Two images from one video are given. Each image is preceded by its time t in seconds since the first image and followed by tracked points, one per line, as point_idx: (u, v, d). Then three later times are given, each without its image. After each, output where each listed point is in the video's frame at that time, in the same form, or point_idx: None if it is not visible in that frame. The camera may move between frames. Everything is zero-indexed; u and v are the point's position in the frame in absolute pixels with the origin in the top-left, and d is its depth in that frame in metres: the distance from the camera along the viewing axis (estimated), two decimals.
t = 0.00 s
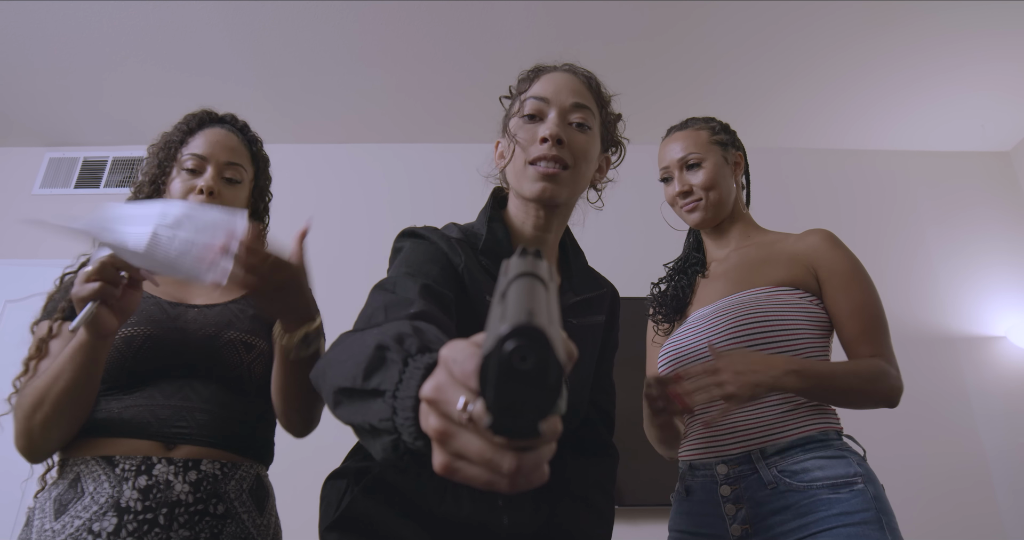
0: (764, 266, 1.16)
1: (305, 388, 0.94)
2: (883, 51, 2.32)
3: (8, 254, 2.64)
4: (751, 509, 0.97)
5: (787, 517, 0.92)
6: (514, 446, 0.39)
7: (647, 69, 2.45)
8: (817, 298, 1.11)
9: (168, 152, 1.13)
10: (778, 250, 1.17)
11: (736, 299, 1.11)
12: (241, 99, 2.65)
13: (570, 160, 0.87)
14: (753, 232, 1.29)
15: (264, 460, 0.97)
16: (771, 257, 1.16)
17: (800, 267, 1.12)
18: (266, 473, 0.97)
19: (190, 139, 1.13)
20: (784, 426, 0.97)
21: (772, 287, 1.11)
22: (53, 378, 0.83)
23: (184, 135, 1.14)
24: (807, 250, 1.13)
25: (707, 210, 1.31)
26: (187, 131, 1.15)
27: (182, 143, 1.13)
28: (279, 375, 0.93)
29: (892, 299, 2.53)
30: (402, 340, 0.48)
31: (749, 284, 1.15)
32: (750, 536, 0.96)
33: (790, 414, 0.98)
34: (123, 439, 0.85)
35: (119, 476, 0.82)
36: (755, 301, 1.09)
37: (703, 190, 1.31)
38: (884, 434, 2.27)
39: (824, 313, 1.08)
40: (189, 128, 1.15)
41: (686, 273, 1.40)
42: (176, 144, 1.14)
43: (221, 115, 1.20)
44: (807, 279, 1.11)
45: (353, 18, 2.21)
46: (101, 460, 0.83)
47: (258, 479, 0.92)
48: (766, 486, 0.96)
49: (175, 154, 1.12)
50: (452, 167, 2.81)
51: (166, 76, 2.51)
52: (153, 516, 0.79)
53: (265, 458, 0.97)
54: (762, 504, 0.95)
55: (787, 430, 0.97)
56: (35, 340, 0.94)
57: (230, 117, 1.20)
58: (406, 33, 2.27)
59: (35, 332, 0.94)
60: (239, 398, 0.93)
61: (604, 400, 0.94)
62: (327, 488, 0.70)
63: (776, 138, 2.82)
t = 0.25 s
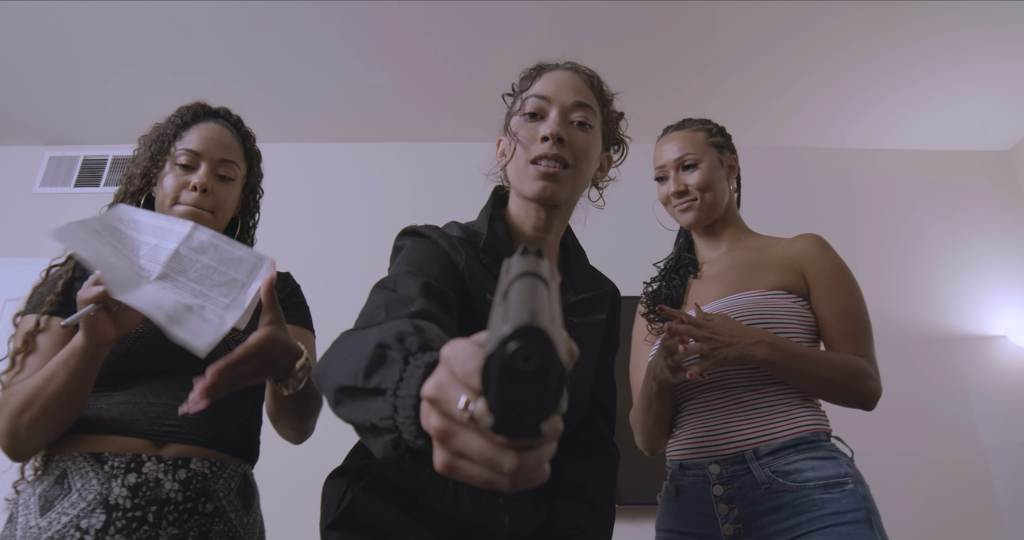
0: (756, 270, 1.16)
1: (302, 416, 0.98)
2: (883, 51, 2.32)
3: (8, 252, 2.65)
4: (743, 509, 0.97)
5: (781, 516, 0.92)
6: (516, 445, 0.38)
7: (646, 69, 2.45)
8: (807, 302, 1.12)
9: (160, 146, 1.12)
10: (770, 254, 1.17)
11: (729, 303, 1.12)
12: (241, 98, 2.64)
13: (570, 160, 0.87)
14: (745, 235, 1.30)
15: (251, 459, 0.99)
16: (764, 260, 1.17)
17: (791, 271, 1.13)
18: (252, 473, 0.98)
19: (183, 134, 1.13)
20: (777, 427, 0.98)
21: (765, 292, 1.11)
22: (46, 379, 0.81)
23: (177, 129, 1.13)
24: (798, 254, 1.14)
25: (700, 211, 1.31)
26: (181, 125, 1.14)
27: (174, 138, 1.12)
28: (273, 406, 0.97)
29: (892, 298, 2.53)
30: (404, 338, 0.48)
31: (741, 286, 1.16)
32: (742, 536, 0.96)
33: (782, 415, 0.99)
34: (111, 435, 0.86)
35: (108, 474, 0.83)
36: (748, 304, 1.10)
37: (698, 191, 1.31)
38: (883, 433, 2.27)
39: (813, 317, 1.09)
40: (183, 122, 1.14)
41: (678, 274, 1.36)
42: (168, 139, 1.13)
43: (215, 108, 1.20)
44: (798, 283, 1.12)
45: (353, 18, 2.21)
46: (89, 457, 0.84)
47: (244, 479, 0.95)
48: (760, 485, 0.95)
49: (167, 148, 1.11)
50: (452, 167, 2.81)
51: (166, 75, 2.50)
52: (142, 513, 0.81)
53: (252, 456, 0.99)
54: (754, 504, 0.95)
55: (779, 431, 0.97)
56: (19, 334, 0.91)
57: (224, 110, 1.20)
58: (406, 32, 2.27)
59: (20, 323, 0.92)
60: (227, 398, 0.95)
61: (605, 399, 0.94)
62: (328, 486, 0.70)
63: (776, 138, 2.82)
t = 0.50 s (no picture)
0: (741, 278, 1.20)
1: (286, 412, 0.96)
2: (882, 48, 2.31)
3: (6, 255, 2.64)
4: (730, 509, 0.98)
5: (767, 518, 0.95)
6: (513, 448, 0.38)
7: (644, 67, 2.44)
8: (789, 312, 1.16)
9: (147, 145, 1.10)
10: (753, 264, 1.21)
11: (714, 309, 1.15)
12: (239, 98, 2.64)
13: (570, 161, 0.87)
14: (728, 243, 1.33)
15: (235, 461, 0.98)
16: (747, 270, 1.21)
17: (774, 282, 1.17)
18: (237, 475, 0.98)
19: (170, 132, 1.11)
20: (763, 431, 1.01)
21: (750, 300, 1.15)
22: (19, 387, 0.81)
23: (166, 127, 1.12)
24: (781, 265, 1.18)
25: (686, 217, 1.32)
26: (169, 123, 1.12)
27: (162, 136, 1.11)
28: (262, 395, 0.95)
29: (892, 295, 2.53)
30: (402, 339, 0.48)
31: (726, 294, 1.19)
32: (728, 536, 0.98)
33: (768, 421, 1.03)
34: (93, 437, 0.86)
35: (92, 475, 0.83)
36: (734, 311, 1.13)
37: (687, 196, 1.31)
38: (883, 431, 2.27)
39: (794, 326, 1.14)
40: (172, 120, 1.13)
41: (658, 278, 1.37)
42: (156, 137, 1.11)
43: (203, 106, 1.19)
44: (781, 293, 1.16)
45: (350, 18, 2.20)
46: (72, 458, 0.84)
47: (230, 480, 0.95)
48: (747, 487, 0.98)
49: (155, 147, 1.09)
50: (450, 167, 2.81)
51: (164, 76, 2.50)
52: (126, 515, 0.81)
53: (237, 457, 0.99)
54: (742, 506, 0.97)
55: (766, 434, 1.01)
56: None
57: (212, 108, 1.20)
58: (404, 32, 2.26)
59: None
60: (210, 400, 0.95)
61: (607, 399, 0.93)
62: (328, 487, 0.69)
63: (776, 136, 2.81)
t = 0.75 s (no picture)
0: (724, 287, 1.25)
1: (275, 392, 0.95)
2: (880, 45, 2.31)
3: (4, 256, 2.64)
4: (716, 514, 1.01)
5: (749, 523, 0.99)
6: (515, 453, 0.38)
7: (642, 65, 2.44)
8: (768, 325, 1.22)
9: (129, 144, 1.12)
10: (735, 275, 1.27)
11: (699, 318, 1.20)
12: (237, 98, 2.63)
13: (569, 162, 0.86)
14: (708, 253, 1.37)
15: (221, 459, 0.99)
16: (730, 281, 1.26)
17: (756, 294, 1.23)
18: (223, 473, 0.99)
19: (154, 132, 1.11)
20: (749, 440, 1.05)
21: (734, 311, 1.20)
22: None
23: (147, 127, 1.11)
24: (762, 280, 1.24)
25: (670, 223, 1.36)
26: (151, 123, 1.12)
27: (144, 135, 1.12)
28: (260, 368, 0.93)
29: (891, 292, 2.53)
30: (402, 342, 0.48)
31: (712, 303, 1.23)
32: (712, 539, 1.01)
33: (752, 431, 1.07)
34: (75, 435, 0.87)
35: (75, 474, 0.84)
36: (718, 320, 1.18)
37: (673, 202, 1.35)
38: (881, 428, 2.27)
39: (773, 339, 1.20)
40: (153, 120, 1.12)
41: (639, 282, 1.39)
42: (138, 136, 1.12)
43: (187, 104, 1.20)
44: (763, 306, 1.22)
45: (348, 17, 2.20)
46: (55, 458, 0.85)
47: (215, 478, 0.96)
48: (733, 493, 1.01)
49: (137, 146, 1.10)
50: (449, 166, 2.80)
51: (162, 76, 2.50)
52: (110, 513, 0.82)
53: (222, 456, 0.99)
54: (726, 510, 1.01)
55: (751, 443, 1.05)
56: None
57: (196, 106, 1.20)
58: (401, 31, 2.26)
59: None
60: (197, 396, 0.96)
61: (605, 398, 0.93)
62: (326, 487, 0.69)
63: (775, 133, 2.81)
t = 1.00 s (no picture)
0: (712, 291, 1.27)
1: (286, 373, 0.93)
2: (879, 43, 2.31)
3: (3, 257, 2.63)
4: (702, 515, 1.02)
5: (736, 523, 1.00)
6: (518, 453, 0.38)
7: (640, 64, 2.44)
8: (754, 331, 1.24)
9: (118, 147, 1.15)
10: (722, 280, 1.29)
11: (686, 319, 1.21)
12: (235, 98, 2.63)
13: (568, 154, 0.86)
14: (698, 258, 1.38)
15: (215, 459, 0.99)
16: (718, 285, 1.28)
17: (744, 300, 1.25)
18: (217, 472, 0.99)
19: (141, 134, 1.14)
20: (735, 440, 1.07)
21: (722, 314, 1.21)
22: None
23: (133, 128, 1.19)
24: (749, 287, 1.27)
25: (663, 228, 1.36)
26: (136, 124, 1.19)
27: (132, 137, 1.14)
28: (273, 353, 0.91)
29: (890, 290, 2.52)
30: (401, 343, 0.48)
31: (697, 307, 1.24)
32: None
33: (739, 432, 1.09)
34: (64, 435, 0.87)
35: (64, 474, 0.84)
36: (705, 322, 1.19)
37: (668, 207, 1.35)
38: (879, 426, 2.27)
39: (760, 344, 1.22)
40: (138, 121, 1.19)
41: (628, 283, 1.37)
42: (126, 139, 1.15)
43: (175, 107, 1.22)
44: (750, 311, 1.24)
45: (345, 17, 2.19)
46: (44, 458, 0.85)
47: (208, 477, 0.95)
48: (721, 493, 1.02)
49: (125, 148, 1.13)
50: (447, 165, 2.80)
51: (161, 76, 2.49)
52: (99, 514, 0.83)
53: (216, 457, 0.99)
54: (714, 511, 1.01)
55: (737, 443, 1.06)
56: None
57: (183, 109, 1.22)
58: (399, 30, 2.26)
59: None
60: (189, 393, 0.96)
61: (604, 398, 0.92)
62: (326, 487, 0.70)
63: (774, 132, 2.81)
